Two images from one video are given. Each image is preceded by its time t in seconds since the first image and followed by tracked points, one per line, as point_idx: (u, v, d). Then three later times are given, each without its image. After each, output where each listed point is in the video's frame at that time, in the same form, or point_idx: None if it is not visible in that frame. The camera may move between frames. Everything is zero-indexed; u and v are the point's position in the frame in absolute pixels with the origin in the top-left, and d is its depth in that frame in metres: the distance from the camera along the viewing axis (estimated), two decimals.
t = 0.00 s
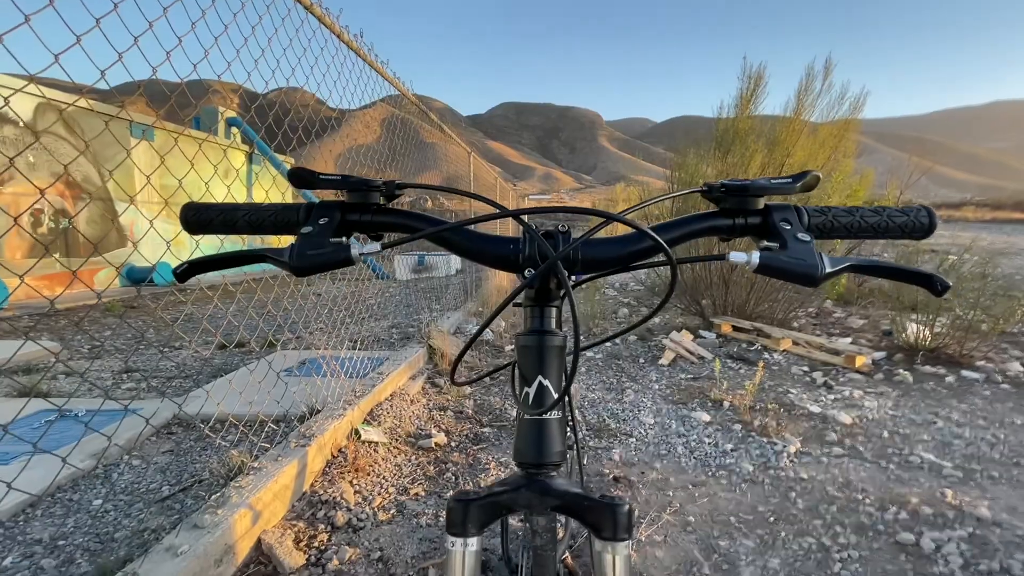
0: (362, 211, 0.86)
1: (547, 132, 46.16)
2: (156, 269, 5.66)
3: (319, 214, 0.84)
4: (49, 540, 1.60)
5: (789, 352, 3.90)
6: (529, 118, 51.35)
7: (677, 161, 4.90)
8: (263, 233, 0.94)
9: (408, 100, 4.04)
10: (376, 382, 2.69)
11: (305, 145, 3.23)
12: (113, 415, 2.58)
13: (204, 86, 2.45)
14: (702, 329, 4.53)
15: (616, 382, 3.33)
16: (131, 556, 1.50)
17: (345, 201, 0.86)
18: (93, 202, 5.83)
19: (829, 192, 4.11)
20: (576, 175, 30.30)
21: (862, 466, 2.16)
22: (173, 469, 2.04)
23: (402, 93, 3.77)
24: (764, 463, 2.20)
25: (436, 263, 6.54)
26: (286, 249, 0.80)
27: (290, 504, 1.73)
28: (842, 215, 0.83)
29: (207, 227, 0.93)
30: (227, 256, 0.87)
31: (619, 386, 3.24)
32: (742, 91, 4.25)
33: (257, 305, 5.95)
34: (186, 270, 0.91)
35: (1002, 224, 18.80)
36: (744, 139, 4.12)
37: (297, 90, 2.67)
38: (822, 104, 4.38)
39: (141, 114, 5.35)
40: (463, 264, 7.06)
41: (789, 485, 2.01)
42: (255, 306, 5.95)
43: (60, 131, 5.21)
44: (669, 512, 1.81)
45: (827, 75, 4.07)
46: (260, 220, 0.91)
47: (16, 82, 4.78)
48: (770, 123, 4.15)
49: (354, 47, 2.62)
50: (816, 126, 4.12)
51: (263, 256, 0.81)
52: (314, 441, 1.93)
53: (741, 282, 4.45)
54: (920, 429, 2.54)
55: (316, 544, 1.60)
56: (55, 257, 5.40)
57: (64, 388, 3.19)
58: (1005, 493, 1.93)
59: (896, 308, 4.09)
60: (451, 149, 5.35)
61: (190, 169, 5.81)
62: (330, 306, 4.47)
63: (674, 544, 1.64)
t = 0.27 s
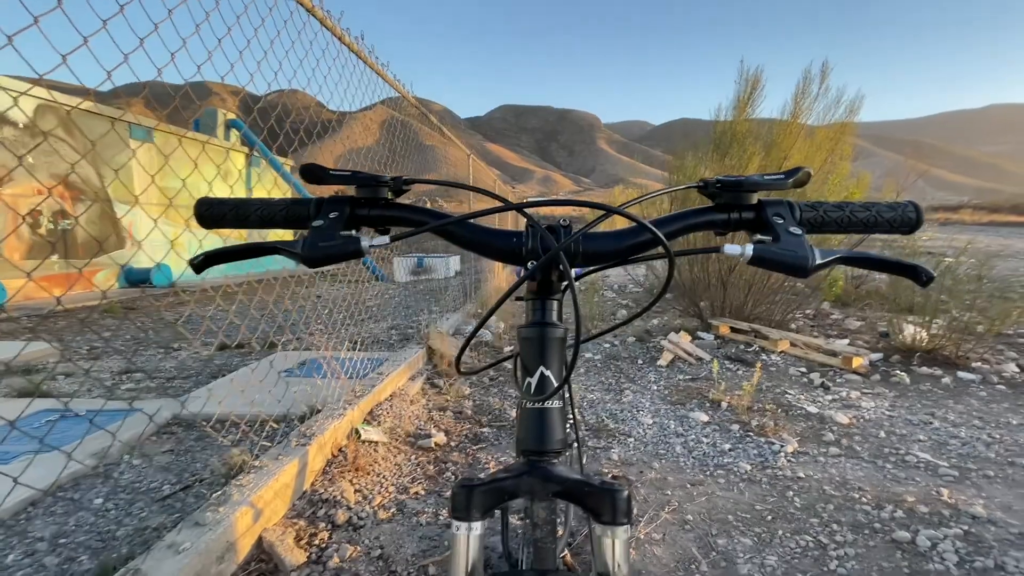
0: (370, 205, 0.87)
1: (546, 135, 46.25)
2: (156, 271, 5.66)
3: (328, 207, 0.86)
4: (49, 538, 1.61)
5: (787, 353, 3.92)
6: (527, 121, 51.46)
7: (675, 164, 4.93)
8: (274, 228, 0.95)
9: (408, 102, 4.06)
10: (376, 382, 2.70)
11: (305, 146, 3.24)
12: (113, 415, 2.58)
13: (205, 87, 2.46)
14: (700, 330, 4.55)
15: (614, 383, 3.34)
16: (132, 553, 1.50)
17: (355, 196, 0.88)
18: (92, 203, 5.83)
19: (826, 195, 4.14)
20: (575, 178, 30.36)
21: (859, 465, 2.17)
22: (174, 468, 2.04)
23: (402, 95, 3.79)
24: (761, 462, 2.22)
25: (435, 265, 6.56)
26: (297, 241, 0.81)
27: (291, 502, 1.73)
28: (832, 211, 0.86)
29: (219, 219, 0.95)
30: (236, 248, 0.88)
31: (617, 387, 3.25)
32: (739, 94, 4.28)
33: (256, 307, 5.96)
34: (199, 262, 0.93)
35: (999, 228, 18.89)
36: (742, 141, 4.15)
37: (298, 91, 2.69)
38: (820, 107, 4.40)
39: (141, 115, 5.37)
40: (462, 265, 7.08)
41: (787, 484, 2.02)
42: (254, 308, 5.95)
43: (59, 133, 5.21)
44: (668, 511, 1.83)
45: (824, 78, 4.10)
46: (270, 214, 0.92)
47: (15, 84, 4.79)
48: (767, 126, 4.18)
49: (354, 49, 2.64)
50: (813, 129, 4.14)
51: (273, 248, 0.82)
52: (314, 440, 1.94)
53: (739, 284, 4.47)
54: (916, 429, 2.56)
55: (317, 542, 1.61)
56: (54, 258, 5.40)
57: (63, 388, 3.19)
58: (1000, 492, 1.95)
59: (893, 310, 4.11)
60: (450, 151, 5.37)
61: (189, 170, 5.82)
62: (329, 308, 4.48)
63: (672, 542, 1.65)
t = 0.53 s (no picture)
0: (385, 217, 0.90)
1: (542, 142, 46.47)
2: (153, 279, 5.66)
3: (346, 220, 0.88)
4: (50, 546, 1.61)
5: (783, 358, 3.96)
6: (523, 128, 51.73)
7: (670, 171, 4.98)
8: (293, 239, 0.97)
9: (406, 111, 4.11)
10: (374, 389, 2.71)
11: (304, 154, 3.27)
12: (111, 424, 2.58)
13: (207, 97, 2.49)
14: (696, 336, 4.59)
15: (612, 389, 3.36)
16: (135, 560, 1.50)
17: (370, 209, 0.90)
18: (89, 211, 5.84)
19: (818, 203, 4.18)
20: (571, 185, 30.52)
21: (854, 468, 2.20)
22: (174, 475, 2.04)
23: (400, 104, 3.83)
24: (758, 466, 2.24)
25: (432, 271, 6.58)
26: (318, 252, 0.84)
27: (292, 508, 1.74)
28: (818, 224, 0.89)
29: (239, 232, 0.98)
30: (257, 259, 0.91)
31: (615, 392, 3.27)
32: (733, 102, 4.33)
33: (254, 314, 5.97)
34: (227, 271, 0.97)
35: (991, 233, 19.08)
36: (736, 149, 4.20)
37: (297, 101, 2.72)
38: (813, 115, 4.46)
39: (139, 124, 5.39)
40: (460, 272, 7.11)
41: (783, 487, 2.05)
42: (252, 315, 5.96)
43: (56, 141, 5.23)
44: (666, 515, 1.85)
45: (816, 87, 4.16)
46: (288, 226, 0.95)
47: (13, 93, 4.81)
48: (761, 133, 4.23)
49: (354, 60, 2.68)
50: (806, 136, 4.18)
51: (295, 260, 0.85)
52: (315, 446, 1.96)
53: (735, 289, 4.51)
54: (910, 433, 2.59)
55: (319, 547, 1.62)
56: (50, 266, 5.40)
57: (60, 397, 3.19)
58: (993, 494, 1.98)
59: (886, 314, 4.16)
60: (447, 159, 5.41)
61: (185, 177, 5.83)
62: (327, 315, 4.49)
63: (670, 545, 1.67)
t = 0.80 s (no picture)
0: (395, 223, 0.93)
1: (538, 149, 46.72)
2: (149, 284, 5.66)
3: (358, 226, 0.92)
4: (48, 549, 1.62)
5: (776, 364, 4.00)
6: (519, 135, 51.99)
7: (664, 179, 5.04)
8: (309, 244, 1.00)
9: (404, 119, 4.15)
10: (372, 394, 2.73)
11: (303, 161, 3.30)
12: (107, 429, 2.58)
13: (207, 104, 2.52)
14: (691, 342, 4.64)
15: (607, 394, 3.39)
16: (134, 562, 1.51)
17: (381, 216, 0.93)
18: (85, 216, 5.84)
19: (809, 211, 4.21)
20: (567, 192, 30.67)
21: (845, 472, 2.24)
22: (171, 479, 2.05)
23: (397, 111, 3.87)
24: (751, 470, 2.27)
25: (428, 278, 6.61)
26: (334, 257, 0.87)
27: (290, 511, 1.76)
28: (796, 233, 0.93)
29: (257, 236, 1.01)
30: (275, 263, 0.94)
31: (610, 398, 3.30)
32: (726, 112, 4.41)
33: (250, 320, 5.97)
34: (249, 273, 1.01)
35: (981, 241, 19.30)
36: (729, 158, 4.27)
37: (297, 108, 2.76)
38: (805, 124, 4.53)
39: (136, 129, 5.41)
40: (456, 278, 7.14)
41: (776, 491, 2.08)
42: (248, 321, 5.96)
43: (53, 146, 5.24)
44: (660, 518, 1.87)
45: (807, 97, 4.24)
46: (300, 232, 0.98)
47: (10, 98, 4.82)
48: (753, 142, 4.31)
49: (354, 69, 2.73)
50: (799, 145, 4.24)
51: (313, 264, 0.89)
52: (314, 450, 1.98)
53: (729, 296, 4.56)
54: (900, 437, 2.64)
55: (317, 550, 1.63)
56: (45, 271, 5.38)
57: (56, 402, 3.18)
58: (980, 496, 2.02)
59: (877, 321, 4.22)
60: (444, 166, 5.45)
61: (182, 183, 5.86)
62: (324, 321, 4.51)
63: (664, 547, 1.70)
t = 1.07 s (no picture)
0: (404, 227, 0.96)
1: (535, 153, 46.89)
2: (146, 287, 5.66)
3: (370, 230, 0.95)
4: (52, 548, 1.63)
5: (771, 368, 4.04)
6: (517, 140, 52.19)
7: (661, 184, 5.09)
8: (324, 248, 1.04)
9: (402, 124, 4.19)
10: (371, 396, 2.76)
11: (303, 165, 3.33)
12: (108, 431, 2.60)
13: (208, 109, 2.55)
14: (687, 346, 4.68)
15: (604, 397, 3.42)
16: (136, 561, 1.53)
17: (391, 221, 0.97)
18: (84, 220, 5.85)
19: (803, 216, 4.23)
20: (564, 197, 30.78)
21: (838, 473, 2.27)
22: (172, 481, 2.07)
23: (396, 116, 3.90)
24: (746, 471, 2.30)
25: (426, 282, 6.64)
26: (348, 259, 0.91)
27: (291, 511, 1.78)
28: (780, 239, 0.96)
29: (274, 239, 1.05)
30: (290, 264, 0.98)
31: (607, 401, 3.33)
32: (722, 119, 4.46)
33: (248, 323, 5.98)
34: (270, 271, 1.06)
35: (975, 246, 19.44)
36: (724, 164, 4.33)
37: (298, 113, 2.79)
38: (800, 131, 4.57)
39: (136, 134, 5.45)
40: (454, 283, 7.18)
41: (770, 492, 2.11)
42: (247, 324, 5.98)
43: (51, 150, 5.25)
44: (656, 518, 1.90)
45: (801, 104, 4.30)
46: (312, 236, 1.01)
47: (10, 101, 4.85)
48: (748, 149, 4.36)
49: (355, 76, 2.77)
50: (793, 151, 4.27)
51: (326, 265, 0.93)
52: (314, 452, 2.00)
53: (724, 300, 4.60)
54: (892, 439, 2.68)
55: (318, 549, 1.65)
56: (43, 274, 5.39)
57: (55, 404, 3.20)
58: (970, 497, 2.05)
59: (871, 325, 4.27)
60: (442, 171, 5.49)
61: (180, 187, 5.89)
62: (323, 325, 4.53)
63: (661, 547, 1.73)
